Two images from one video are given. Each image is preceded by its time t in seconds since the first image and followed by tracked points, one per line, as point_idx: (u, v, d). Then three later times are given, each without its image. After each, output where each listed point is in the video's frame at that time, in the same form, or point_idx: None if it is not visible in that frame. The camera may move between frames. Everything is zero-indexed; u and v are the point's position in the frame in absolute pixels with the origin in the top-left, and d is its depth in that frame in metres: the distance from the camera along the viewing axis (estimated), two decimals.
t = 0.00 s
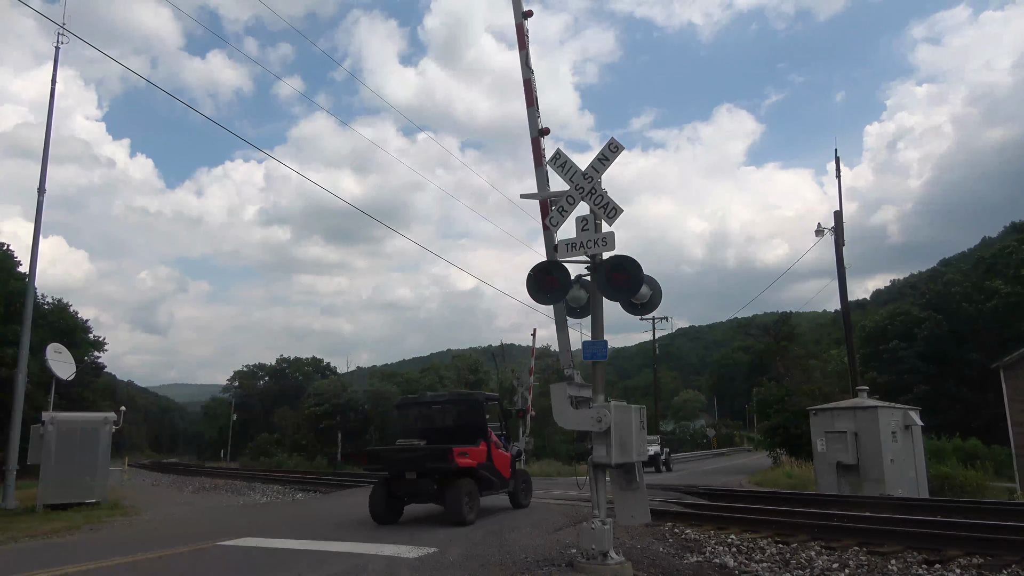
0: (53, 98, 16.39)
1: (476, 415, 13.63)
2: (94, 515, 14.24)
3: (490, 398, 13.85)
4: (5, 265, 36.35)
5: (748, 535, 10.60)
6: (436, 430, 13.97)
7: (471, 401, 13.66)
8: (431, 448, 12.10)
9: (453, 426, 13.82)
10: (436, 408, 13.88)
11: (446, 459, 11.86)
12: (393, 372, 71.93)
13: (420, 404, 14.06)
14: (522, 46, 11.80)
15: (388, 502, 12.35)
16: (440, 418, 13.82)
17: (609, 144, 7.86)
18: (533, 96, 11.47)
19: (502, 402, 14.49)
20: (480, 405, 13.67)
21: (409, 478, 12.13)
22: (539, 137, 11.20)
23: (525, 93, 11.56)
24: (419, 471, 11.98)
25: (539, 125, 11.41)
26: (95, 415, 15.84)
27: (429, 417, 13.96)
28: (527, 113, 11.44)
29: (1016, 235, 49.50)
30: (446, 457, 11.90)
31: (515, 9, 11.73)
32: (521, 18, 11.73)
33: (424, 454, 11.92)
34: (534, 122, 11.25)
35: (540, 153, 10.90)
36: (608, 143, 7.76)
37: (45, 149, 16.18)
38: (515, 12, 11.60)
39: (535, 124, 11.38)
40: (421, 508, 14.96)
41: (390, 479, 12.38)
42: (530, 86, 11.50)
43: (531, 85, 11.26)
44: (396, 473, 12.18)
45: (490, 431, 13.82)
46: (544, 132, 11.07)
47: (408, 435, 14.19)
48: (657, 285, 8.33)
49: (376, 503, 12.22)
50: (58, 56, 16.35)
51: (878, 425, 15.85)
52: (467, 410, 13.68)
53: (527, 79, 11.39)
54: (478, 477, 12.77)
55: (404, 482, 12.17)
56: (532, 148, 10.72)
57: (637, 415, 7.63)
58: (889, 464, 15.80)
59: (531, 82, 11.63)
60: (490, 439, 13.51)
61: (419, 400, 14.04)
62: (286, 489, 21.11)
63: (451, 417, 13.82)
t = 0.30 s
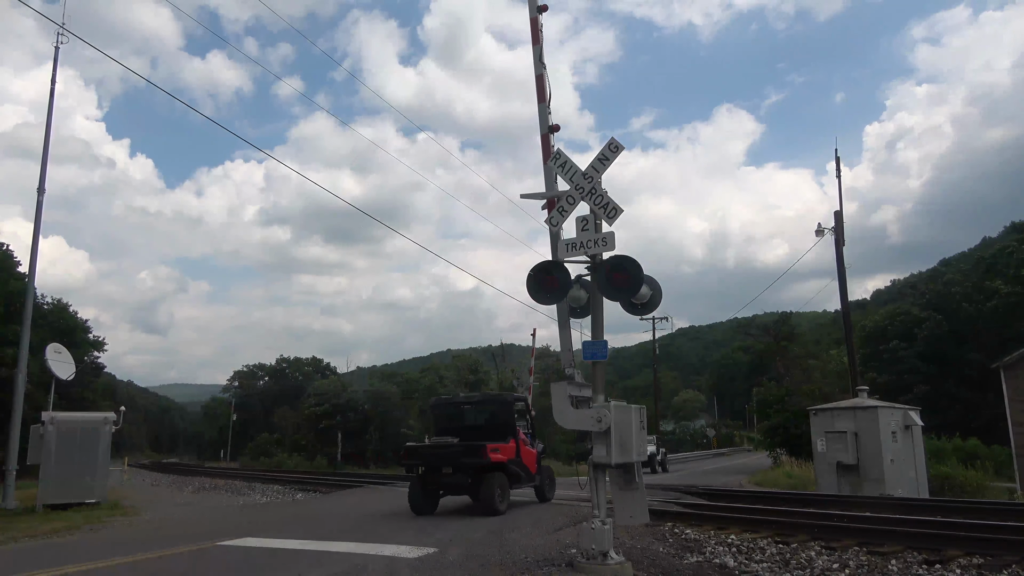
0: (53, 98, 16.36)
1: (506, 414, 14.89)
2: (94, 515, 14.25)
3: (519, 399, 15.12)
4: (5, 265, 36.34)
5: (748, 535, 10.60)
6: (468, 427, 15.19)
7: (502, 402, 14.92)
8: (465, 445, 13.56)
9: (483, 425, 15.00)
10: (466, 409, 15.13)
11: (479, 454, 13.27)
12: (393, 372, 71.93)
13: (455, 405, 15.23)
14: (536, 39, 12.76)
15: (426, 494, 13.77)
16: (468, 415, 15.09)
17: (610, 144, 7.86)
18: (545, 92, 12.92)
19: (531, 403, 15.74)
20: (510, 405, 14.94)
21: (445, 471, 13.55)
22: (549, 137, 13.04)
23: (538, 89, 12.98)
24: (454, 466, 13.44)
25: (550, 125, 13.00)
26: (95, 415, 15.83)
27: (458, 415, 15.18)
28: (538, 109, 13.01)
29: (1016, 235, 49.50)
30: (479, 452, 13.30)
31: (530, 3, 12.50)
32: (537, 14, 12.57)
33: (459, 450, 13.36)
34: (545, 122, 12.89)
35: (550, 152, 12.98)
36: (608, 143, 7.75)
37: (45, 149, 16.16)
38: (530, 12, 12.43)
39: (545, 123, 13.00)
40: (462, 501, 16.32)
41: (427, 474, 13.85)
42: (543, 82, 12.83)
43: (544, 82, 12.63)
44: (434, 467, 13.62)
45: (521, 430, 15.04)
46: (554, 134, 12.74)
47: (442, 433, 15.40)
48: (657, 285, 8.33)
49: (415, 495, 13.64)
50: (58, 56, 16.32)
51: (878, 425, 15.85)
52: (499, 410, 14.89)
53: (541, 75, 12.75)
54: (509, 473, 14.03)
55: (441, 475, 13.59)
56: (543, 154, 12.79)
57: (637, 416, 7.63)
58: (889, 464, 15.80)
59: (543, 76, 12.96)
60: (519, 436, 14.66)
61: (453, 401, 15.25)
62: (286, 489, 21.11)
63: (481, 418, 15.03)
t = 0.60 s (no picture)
0: (53, 98, 16.32)
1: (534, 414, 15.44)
2: (94, 515, 14.25)
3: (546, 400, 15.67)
4: (5, 265, 36.35)
5: (748, 535, 10.60)
6: (498, 427, 15.70)
7: (530, 402, 15.41)
8: (498, 443, 14.41)
9: (512, 423, 15.53)
10: (495, 409, 15.68)
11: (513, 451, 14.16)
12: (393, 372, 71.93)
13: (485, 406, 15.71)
14: (526, 40, 12.90)
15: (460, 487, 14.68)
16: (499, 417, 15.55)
17: (610, 144, 7.85)
18: (536, 95, 13.10)
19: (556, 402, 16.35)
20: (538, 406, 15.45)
21: (480, 467, 14.48)
22: (541, 138, 13.19)
23: (529, 91, 13.11)
24: (488, 461, 14.33)
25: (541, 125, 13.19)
26: (95, 415, 15.84)
27: (488, 416, 15.70)
28: (530, 110, 13.15)
29: (1016, 234, 49.48)
30: (513, 450, 14.17)
31: (518, 6, 12.60)
32: (526, 17, 12.68)
33: (494, 447, 14.18)
34: (538, 123, 13.04)
35: (544, 153, 13.19)
36: (608, 143, 7.75)
37: (45, 148, 16.12)
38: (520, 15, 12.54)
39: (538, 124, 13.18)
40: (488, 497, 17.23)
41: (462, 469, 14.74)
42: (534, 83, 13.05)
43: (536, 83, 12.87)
44: (469, 463, 14.52)
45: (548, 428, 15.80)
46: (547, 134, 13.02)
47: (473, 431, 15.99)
48: (657, 285, 8.33)
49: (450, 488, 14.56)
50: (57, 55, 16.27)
51: (878, 425, 15.85)
52: (527, 411, 15.38)
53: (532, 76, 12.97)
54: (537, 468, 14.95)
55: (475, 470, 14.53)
56: (537, 156, 13.02)
57: (637, 415, 7.63)
58: (889, 464, 15.80)
59: (533, 77, 13.10)
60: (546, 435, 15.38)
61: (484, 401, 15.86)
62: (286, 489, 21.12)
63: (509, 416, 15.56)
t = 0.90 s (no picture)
0: (53, 98, 16.26)
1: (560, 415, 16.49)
2: (94, 515, 14.26)
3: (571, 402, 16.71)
4: (5, 265, 36.34)
5: (748, 535, 10.60)
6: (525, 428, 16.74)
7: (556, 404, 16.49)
8: (528, 440, 15.35)
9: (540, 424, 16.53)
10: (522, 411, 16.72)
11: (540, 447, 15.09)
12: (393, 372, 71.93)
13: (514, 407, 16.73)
14: (524, 41, 12.94)
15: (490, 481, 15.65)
16: (526, 417, 16.19)
17: (609, 144, 7.85)
18: (534, 95, 13.17)
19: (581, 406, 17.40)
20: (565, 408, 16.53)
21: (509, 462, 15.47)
22: (540, 139, 13.27)
23: (527, 91, 13.18)
24: (518, 457, 15.27)
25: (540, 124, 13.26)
26: (95, 415, 15.84)
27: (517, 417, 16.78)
28: (529, 111, 13.21)
29: (1016, 234, 49.49)
30: (539, 446, 15.13)
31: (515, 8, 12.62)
32: (523, 18, 12.72)
33: (523, 444, 15.14)
34: (536, 124, 13.12)
35: (542, 154, 13.23)
36: (608, 143, 7.75)
37: (45, 149, 16.11)
38: (517, 17, 12.60)
39: (536, 124, 13.24)
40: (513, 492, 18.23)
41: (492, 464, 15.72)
42: (532, 83, 13.11)
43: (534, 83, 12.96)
44: (499, 458, 15.49)
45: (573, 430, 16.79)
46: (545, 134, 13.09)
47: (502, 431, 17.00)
48: (657, 285, 8.34)
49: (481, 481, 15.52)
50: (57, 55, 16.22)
51: (878, 425, 15.85)
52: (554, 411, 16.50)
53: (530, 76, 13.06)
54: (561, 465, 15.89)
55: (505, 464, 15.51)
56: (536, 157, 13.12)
57: (637, 415, 7.63)
58: (889, 464, 15.81)
59: (531, 78, 13.17)
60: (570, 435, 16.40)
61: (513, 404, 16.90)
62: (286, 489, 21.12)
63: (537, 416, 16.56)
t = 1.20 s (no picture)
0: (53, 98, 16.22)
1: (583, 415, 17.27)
2: (94, 515, 14.26)
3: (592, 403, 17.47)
4: (5, 265, 36.34)
5: (748, 535, 10.60)
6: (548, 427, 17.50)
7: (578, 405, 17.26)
8: (553, 440, 16.15)
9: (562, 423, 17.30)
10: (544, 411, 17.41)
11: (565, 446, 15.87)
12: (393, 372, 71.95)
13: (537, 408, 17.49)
14: (533, 39, 12.93)
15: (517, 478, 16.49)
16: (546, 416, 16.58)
17: (610, 144, 7.85)
18: (542, 93, 13.16)
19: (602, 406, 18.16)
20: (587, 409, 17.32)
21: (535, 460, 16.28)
22: (546, 137, 13.30)
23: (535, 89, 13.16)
24: (544, 456, 16.10)
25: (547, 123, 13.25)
26: (94, 415, 15.85)
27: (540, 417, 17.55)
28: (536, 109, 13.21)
29: (1016, 234, 49.47)
30: (564, 445, 15.92)
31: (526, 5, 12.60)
32: (534, 16, 12.72)
33: (549, 444, 15.96)
34: (544, 122, 13.14)
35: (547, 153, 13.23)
36: (608, 143, 7.75)
37: (45, 149, 16.08)
38: (527, 13, 12.57)
39: (543, 122, 13.23)
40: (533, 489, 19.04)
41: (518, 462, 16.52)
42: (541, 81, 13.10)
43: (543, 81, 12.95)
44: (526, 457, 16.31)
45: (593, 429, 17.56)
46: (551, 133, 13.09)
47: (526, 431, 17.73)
48: (657, 285, 8.34)
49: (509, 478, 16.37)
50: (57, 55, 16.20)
51: (878, 425, 15.86)
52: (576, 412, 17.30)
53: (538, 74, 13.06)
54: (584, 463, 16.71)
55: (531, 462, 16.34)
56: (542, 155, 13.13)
57: (637, 415, 7.63)
58: (889, 464, 15.80)
59: (540, 76, 13.22)
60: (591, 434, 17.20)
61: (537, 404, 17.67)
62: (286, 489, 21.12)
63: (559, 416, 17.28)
